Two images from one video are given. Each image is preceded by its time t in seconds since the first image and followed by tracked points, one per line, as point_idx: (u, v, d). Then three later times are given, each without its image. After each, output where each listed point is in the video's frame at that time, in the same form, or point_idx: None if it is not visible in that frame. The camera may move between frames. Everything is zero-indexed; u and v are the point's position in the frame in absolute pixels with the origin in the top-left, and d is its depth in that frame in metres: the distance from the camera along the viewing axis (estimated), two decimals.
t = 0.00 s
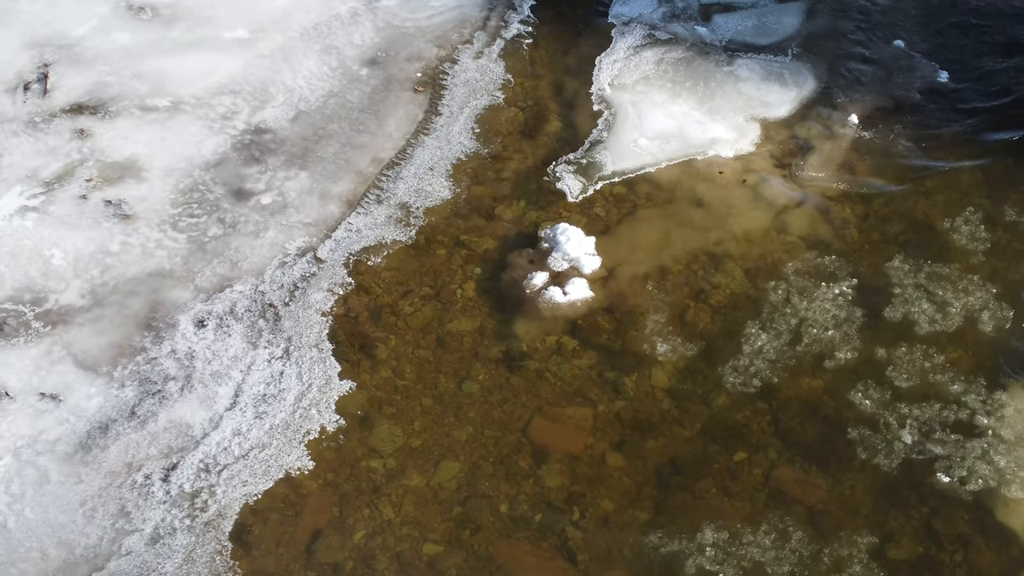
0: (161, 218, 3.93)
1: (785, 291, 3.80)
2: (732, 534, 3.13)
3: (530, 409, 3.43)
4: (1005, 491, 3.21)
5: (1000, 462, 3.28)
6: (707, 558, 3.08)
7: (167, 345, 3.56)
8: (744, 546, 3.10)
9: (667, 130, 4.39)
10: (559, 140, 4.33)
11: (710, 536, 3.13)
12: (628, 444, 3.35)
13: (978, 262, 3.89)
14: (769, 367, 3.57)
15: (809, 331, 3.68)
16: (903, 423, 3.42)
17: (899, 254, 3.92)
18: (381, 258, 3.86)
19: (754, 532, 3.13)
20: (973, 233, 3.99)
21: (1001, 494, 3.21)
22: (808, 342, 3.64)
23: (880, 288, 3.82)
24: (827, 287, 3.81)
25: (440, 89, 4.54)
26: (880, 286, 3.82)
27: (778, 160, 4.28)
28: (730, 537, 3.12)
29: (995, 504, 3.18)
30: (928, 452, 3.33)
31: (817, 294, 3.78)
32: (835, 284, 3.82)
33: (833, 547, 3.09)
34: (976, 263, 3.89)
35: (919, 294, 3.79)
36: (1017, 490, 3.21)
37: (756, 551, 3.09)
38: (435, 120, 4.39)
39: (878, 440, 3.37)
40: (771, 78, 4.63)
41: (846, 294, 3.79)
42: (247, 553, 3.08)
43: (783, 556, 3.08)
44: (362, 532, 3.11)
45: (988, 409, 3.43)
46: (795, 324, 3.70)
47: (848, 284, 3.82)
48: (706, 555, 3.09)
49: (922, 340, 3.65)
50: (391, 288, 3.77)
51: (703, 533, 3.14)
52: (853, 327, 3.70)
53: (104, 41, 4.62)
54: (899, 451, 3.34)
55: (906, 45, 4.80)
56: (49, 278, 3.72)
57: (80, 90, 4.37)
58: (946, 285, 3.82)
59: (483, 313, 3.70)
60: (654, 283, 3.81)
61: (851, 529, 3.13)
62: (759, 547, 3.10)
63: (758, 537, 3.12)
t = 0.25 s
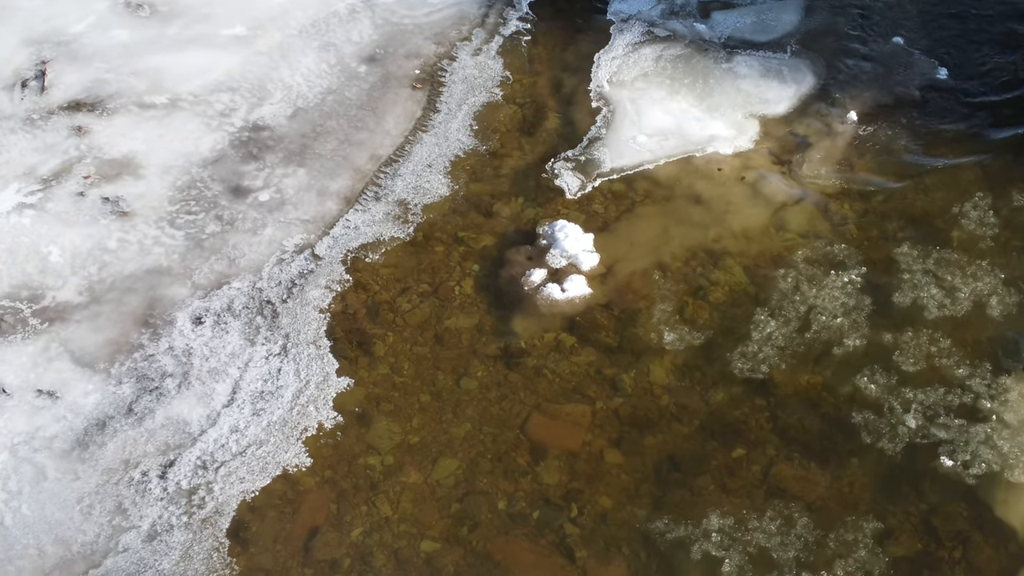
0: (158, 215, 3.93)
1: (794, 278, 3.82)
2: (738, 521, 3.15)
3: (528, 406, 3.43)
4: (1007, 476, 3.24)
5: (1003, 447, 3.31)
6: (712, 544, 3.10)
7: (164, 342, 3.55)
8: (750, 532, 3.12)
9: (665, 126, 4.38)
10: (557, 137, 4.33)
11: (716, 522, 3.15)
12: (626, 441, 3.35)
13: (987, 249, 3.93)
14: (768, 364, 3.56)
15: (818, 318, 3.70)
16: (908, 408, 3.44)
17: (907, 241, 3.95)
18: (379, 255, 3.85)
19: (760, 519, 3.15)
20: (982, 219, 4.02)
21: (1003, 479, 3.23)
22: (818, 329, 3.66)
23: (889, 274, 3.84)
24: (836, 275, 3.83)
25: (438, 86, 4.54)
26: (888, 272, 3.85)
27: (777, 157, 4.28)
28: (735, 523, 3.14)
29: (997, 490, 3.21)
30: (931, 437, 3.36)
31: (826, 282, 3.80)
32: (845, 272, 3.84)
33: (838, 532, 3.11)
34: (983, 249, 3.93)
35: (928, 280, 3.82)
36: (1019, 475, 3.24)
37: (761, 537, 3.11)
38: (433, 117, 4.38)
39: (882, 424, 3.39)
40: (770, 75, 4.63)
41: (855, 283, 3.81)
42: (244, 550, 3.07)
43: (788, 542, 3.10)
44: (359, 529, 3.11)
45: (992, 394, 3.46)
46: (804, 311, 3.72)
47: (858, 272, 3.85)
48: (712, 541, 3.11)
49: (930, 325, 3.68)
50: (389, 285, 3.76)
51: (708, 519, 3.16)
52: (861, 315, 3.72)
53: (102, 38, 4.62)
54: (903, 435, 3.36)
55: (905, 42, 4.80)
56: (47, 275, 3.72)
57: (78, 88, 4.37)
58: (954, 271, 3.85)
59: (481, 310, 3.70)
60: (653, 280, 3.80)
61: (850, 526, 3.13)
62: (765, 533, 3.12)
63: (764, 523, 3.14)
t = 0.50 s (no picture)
0: (157, 211, 3.93)
1: (805, 266, 3.84)
2: (744, 505, 3.18)
3: (527, 402, 3.43)
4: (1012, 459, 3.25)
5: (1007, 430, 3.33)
6: (719, 528, 3.12)
7: (163, 338, 3.55)
8: (757, 516, 3.15)
9: (665, 123, 4.38)
10: (556, 134, 4.33)
11: (723, 507, 3.17)
12: (625, 437, 3.35)
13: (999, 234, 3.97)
14: (767, 360, 3.56)
15: (828, 305, 3.72)
16: (913, 392, 3.47)
17: (917, 226, 3.99)
18: (379, 252, 3.85)
19: (767, 502, 3.18)
20: (993, 203, 4.07)
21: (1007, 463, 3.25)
22: (827, 315, 3.69)
23: (899, 258, 3.88)
24: (847, 262, 3.86)
25: (437, 82, 4.53)
26: (898, 257, 3.88)
27: (777, 153, 4.27)
28: (743, 508, 3.17)
29: (1000, 474, 3.22)
30: (935, 420, 3.39)
31: (836, 270, 3.83)
32: (855, 260, 3.87)
33: (846, 517, 3.14)
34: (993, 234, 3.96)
35: (937, 265, 3.85)
36: None
37: (768, 521, 3.14)
38: (432, 113, 4.38)
39: (888, 407, 3.43)
40: (770, 71, 4.62)
41: (865, 270, 3.84)
42: (243, 546, 3.07)
43: (795, 526, 3.12)
44: (358, 525, 3.11)
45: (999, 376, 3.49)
46: (815, 298, 3.75)
47: (869, 259, 3.87)
48: (720, 526, 3.13)
49: (941, 309, 3.71)
50: (388, 281, 3.76)
51: (715, 505, 3.18)
52: (871, 301, 3.74)
53: (101, 35, 4.62)
54: (909, 419, 3.39)
55: (905, 38, 4.79)
56: (46, 272, 3.72)
57: (77, 84, 4.37)
58: (964, 256, 3.88)
59: (480, 307, 3.70)
60: (653, 277, 3.80)
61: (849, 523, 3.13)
62: (771, 518, 3.14)
63: (770, 507, 3.17)
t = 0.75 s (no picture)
0: (157, 208, 3.93)
1: (816, 253, 3.87)
2: (751, 490, 3.20)
3: (527, 398, 3.43)
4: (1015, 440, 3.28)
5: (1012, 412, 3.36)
6: (727, 513, 3.15)
7: (163, 334, 3.55)
8: (764, 501, 3.17)
9: (664, 120, 4.38)
10: (556, 130, 4.32)
11: (730, 492, 3.20)
12: (625, 432, 3.35)
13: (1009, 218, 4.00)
14: (767, 356, 3.56)
15: (839, 291, 3.76)
16: (919, 375, 3.51)
17: (927, 211, 4.03)
18: (378, 248, 3.85)
19: (773, 488, 3.20)
20: (1003, 187, 4.10)
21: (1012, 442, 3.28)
22: (838, 302, 3.72)
23: (909, 244, 3.91)
24: (858, 250, 3.89)
25: (437, 79, 4.53)
26: (908, 242, 3.92)
27: (776, 150, 4.27)
28: (750, 493, 3.19)
29: (1005, 454, 3.25)
30: (941, 403, 3.41)
31: (848, 257, 3.86)
32: (866, 248, 3.90)
33: (852, 500, 3.17)
34: (1003, 218, 3.99)
35: (947, 250, 3.89)
36: None
37: (775, 506, 3.16)
38: (432, 110, 4.38)
39: (894, 390, 3.46)
40: (770, 68, 4.62)
41: (876, 258, 3.87)
42: (243, 542, 3.07)
43: (802, 511, 3.15)
44: (358, 521, 3.11)
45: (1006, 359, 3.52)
46: (826, 284, 3.78)
47: (881, 246, 3.91)
48: (727, 510, 3.16)
49: (951, 292, 3.75)
50: (388, 278, 3.76)
51: (723, 489, 3.21)
52: (881, 288, 3.78)
53: (100, 32, 4.62)
54: (914, 402, 3.43)
55: (905, 35, 4.79)
56: (45, 268, 3.72)
57: (76, 81, 4.37)
58: (972, 240, 3.92)
59: (480, 303, 3.70)
60: (653, 273, 3.80)
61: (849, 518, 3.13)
62: (778, 502, 3.17)
63: (777, 492, 3.19)
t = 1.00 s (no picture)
0: (157, 204, 3.93)
1: (828, 240, 3.91)
2: (760, 475, 3.23)
3: (528, 394, 3.43)
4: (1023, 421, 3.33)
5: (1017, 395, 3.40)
6: (735, 497, 3.18)
7: (163, 330, 3.56)
8: (772, 486, 3.20)
9: (664, 116, 4.38)
10: (556, 127, 4.32)
11: (739, 477, 3.23)
12: (626, 428, 3.36)
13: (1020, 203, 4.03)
14: (767, 352, 3.56)
15: (851, 278, 3.79)
16: (926, 358, 3.55)
17: (937, 196, 4.07)
18: (378, 244, 3.85)
19: (781, 473, 3.23)
20: (1013, 172, 4.14)
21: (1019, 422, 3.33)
22: (850, 288, 3.76)
23: (919, 229, 3.95)
24: (870, 237, 3.92)
25: (437, 75, 4.53)
26: (919, 227, 3.96)
27: (777, 146, 4.27)
28: (758, 478, 3.22)
29: (1011, 435, 3.29)
30: (946, 385, 3.46)
31: (860, 244, 3.89)
32: (878, 235, 3.93)
33: (860, 484, 3.20)
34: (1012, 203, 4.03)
35: (957, 234, 3.93)
36: None
37: (783, 491, 3.19)
38: (432, 106, 4.38)
39: (901, 373, 3.50)
40: (770, 64, 4.62)
41: (888, 245, 3.90)
42: (243, 537, 3.08)
43: (810, 495, 3.18)
44: (358, 517, 3.11)
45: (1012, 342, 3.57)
46: (838, 271, 3.81)
47: (892, 233, 3.94)
48: (735, 494, 3.19)
49: (962, 277, 3.80)
50: (388, 274, 3.76)
51: (731, 475, 3.23)
52: (893, 275, 3.81)
53: (100, 28, 4.62)
54: (921, 385, 3.47)
55: (906, 32, 4.79)
56: (45, 265, 3.72)
57: (76, 78, 4.37)
58: (983, 225, 3.96)
59: (480, 299, 3.70)
60: (653, 269, 3.81)
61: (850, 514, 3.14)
62: (786, 487, 3.20)
63: (785, 478, 3.22)
